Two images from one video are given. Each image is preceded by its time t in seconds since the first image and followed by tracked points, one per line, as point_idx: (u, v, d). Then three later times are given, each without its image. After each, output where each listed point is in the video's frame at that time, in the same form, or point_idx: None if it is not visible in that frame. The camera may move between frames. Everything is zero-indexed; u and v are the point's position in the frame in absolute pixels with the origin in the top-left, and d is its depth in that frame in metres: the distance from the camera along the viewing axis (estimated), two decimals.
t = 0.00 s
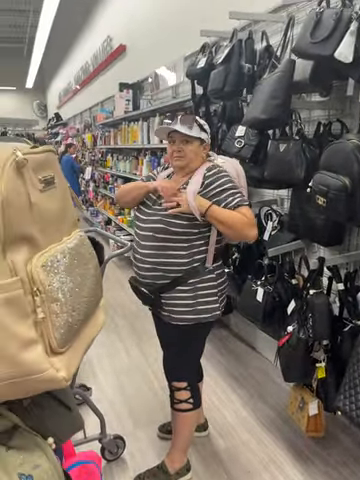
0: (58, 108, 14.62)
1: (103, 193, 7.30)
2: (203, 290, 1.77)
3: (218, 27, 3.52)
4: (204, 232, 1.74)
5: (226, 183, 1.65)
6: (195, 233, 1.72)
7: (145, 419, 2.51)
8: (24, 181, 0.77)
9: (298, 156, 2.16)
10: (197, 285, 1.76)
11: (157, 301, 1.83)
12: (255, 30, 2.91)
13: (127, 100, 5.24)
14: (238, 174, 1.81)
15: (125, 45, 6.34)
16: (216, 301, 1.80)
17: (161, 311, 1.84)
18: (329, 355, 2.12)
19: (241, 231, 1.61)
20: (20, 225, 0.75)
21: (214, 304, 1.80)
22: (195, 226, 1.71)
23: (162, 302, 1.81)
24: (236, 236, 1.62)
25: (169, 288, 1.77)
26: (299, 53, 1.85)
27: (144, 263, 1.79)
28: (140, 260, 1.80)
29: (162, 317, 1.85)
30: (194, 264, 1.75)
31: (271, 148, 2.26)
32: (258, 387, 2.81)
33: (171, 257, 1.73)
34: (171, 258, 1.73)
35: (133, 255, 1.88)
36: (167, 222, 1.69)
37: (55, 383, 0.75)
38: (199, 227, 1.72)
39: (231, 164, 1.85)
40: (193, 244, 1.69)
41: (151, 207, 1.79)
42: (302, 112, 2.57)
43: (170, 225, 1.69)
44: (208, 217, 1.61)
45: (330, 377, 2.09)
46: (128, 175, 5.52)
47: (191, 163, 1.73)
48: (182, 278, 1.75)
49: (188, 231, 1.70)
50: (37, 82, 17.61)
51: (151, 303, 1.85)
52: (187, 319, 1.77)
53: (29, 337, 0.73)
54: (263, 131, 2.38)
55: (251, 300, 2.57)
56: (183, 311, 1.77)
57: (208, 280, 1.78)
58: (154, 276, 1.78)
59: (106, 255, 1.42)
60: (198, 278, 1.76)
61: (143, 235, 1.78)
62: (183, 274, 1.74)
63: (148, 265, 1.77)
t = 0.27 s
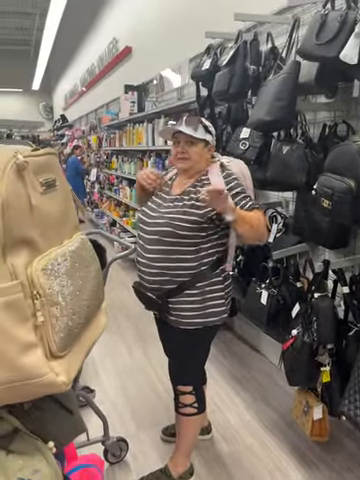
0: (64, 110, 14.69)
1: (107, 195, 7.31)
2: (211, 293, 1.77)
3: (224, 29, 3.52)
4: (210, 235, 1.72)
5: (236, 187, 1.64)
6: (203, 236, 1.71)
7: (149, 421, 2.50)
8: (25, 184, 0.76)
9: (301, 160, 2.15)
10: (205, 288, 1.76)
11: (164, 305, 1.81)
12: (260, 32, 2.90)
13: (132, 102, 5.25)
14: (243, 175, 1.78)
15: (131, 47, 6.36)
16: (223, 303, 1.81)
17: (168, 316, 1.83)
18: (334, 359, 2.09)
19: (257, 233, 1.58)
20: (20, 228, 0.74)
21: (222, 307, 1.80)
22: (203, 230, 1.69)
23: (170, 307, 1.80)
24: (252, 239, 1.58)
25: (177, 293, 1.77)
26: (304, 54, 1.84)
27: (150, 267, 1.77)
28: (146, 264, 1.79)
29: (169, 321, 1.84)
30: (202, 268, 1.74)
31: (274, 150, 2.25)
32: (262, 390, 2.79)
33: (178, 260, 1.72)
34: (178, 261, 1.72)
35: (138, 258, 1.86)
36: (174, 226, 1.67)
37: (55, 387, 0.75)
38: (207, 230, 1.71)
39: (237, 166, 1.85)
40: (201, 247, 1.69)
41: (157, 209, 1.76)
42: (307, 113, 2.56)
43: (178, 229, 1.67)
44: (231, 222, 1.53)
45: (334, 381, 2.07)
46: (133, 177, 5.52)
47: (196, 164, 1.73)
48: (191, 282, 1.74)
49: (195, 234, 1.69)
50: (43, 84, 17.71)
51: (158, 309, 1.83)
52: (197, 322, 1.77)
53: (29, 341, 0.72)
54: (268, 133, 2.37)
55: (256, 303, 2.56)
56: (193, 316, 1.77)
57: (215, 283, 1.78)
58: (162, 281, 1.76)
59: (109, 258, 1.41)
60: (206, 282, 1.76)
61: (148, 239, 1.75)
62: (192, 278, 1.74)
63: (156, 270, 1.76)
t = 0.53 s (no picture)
0: (69, 112, 14.74)
1: (111, 197, 7.32)
2: (213, 296, 1.76)
3: (228, 31, 3.51)
4: (212, 236, 1.71)
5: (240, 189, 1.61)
6: (204, 237, 1.69)
7: (151, 425, 2.48)
8: (28, 188, 0.75)
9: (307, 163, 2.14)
10: (206, 291, 1.75)
11: (165, 308, 1.80)
12: (265, 34, 2.89)
13: (137, 104, 5.25)
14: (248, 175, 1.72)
15: (135, 50, 6.37)
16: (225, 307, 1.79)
17: (168, 318, 1.81)
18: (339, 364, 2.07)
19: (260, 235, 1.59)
20: (24, 232, 0.73)
21: (223, 310, 1.79)
22: (204, 230, 1.68)
23: (170, 309, 1.79)
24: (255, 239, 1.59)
25: (178, 295, 1.75)
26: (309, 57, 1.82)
27: (152, 267, 1.77)
28: (148, 264, 1.78)
29: (169, 324, 1.82)
30: (204, 269, 1.73)
31: (280, 153, 2.24)
32: (266, 394, 2.76)
33: (180, 261, 1.71)
34: (179, 262, 1.71)
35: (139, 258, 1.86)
36: (174, 225, 1.67)
37: (58, 394, 0.74)
38: (209, 231, 1.70)
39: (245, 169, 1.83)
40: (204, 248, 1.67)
41: (159, 209, 1.76)
42: (312, 116, 2.54)
43: (178, 227, 1.67)
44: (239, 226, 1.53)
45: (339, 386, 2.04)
46: (137, 179, 5.52)
47: (199, 166, 1.73)
48: (192, 284, 1.73)
49: (195, 234, 1.67)
50: (48, 86, 17.79)
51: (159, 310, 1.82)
52: (197, 326, 1.75)
53: (31, 347, 0.72)
54: (273, 136, 2.36)
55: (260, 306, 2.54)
56: (193, 319, 1.75)
57: (217, 286, 1.77)
58: (163, 282, 1.76)
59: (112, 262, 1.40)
60: (207, 285, 1.74)
61: (150, 239, 1.76)
62: (193, 280, 1.73)
63: (157, 270, 1.75)
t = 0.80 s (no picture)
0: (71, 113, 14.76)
1: (113, 198, 7.32)
2: (211, 299, 1.74)
3: (232, 33, 3.50)
4: (211, 239, 1.70)
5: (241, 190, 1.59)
6: (204, 240, 1.68)
7: (152, 428, 2.47)
8: (29, 188, 0.74)
9: (313, 164, 2.12)
10: (204, 294, 1.73)
11: (163, 308, 1.82)
12: (269, 36, 2.88)
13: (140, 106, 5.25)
14: (253, 181, 1.72)
15: (139, 51, 6.37)
16: (224, 310, 1.77)
17: (167, 318, 1.82)
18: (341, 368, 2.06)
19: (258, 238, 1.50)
20: (24, 233, 0.72)
21: (222, 313, 1.77)
22: (203, 233, 1.67)
23: (169, 310, 1.79)
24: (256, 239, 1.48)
25: (177, 297, 1.75)
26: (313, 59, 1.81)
27: (151, 268, 1.77)
28: (148, 265, 1.78)
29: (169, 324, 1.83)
30: (202, 272, 1.72)
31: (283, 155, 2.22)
32: (267, 397, 2.75)
33: (179, 263, 1.70)
34: (179, 264, 1.70)
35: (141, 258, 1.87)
36: (174, 227, 1.66)
37: (57, 399, 0.72)
38: (209, 233, 1.68)
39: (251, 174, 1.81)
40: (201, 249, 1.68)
41: (161, 210, 1.76)
42: (316, 118, 2.53)
43: (177, 230, 1.66)
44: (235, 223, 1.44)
45: (341, 390, 2.04)
46: (139, 180, 5.52)
47: (199, 167, 1.71)
48: (190, 286, 1.73)
49: (194, 236, 1.66)
50: (51, 88, 17.84)
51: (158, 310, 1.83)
52: (195, 328, 1.74)
53: (30, 351, 0.70)
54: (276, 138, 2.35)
55: (261, 309, 2.53)
56: (190, 322, 1.74)
57: (216, 290, 1.75)
58: (162, 283, 1.76)
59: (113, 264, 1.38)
60: (205, 288, 1.73)
61: (150, 239, 1.76)
62: (191, 282, 1.72)
63: (156, 271, 1.75)
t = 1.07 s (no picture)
0: (74, 112, 14.76)
1: (115, 197, 7.31)
2: (210, 299, 1.74)
3: (237, 33, 3.50)
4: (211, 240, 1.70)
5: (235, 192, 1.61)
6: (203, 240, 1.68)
7: (151, 429, 2.46)
8: (32, 186, 0.73)
9: (316, 165, 2.11)
10: (203, 294, 1.73)
11: (163, 307, 1.80)
12: (273, 37, 2.87)
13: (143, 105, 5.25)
14: (256, 186, 1.69)
15: (142, 51, 6.37)
16: (223, 311, 1.76)
17: (166, 317, 1.81)
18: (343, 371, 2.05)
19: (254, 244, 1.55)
20: (26, 231, 0.71)
21: (221, 314, 1.76)
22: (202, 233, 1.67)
23: (168, 310, 1.78)
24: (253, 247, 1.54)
25: (176, 297, 1.74)
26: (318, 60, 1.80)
27: (150, 267, 1.76)
28: (147, 264, 1.78)
29: (167, 323, 1.82)
30: (201, 272, 1.71)
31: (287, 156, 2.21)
32: (267, 400, 2.73)
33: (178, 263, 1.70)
34: (178, 264, 1.69)
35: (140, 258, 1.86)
36: (174, 226, 1.66)
37: (58, 400, 0.71)
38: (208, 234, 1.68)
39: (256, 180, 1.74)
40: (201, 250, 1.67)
41: (161, 210, 1.75)
42: (320, 120, 2.52)
43: (177, 228, 1.66)
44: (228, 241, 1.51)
45: (343, 393, 2.03)
46: (141, 180, 5.51)
47: (187, 166, 1.79)
48: (189, 286, 1.71)
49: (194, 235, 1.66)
50: (54, 87, 17.85)
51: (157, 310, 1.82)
52: (194, 329, 1.73)
53: (31, 350, 0.69)
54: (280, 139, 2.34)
55: (263, 311, 2.52)
56: (189, 322, 1.73)
57: (216, 290, 1.75)
58: (160, 283, 1.75)
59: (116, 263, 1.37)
60: (205, 289, 1.72)
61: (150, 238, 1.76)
62: (190, 282, 1.71)
63: (155, 271, 1.74)
